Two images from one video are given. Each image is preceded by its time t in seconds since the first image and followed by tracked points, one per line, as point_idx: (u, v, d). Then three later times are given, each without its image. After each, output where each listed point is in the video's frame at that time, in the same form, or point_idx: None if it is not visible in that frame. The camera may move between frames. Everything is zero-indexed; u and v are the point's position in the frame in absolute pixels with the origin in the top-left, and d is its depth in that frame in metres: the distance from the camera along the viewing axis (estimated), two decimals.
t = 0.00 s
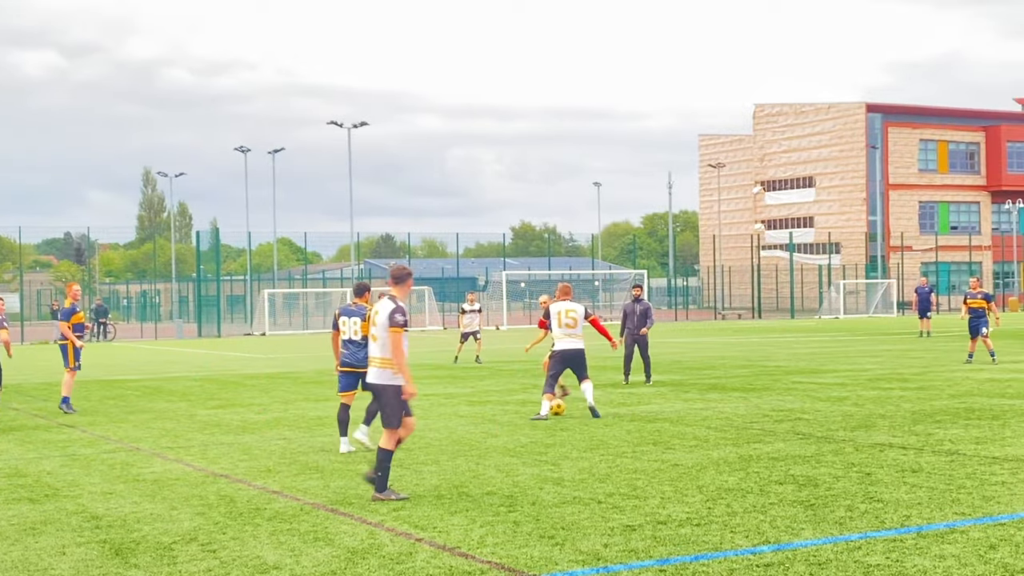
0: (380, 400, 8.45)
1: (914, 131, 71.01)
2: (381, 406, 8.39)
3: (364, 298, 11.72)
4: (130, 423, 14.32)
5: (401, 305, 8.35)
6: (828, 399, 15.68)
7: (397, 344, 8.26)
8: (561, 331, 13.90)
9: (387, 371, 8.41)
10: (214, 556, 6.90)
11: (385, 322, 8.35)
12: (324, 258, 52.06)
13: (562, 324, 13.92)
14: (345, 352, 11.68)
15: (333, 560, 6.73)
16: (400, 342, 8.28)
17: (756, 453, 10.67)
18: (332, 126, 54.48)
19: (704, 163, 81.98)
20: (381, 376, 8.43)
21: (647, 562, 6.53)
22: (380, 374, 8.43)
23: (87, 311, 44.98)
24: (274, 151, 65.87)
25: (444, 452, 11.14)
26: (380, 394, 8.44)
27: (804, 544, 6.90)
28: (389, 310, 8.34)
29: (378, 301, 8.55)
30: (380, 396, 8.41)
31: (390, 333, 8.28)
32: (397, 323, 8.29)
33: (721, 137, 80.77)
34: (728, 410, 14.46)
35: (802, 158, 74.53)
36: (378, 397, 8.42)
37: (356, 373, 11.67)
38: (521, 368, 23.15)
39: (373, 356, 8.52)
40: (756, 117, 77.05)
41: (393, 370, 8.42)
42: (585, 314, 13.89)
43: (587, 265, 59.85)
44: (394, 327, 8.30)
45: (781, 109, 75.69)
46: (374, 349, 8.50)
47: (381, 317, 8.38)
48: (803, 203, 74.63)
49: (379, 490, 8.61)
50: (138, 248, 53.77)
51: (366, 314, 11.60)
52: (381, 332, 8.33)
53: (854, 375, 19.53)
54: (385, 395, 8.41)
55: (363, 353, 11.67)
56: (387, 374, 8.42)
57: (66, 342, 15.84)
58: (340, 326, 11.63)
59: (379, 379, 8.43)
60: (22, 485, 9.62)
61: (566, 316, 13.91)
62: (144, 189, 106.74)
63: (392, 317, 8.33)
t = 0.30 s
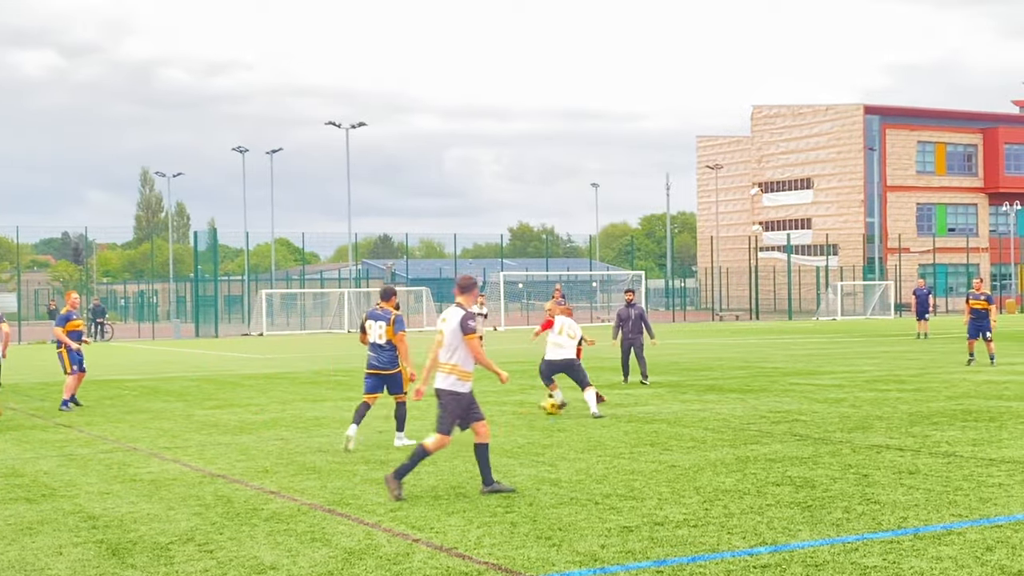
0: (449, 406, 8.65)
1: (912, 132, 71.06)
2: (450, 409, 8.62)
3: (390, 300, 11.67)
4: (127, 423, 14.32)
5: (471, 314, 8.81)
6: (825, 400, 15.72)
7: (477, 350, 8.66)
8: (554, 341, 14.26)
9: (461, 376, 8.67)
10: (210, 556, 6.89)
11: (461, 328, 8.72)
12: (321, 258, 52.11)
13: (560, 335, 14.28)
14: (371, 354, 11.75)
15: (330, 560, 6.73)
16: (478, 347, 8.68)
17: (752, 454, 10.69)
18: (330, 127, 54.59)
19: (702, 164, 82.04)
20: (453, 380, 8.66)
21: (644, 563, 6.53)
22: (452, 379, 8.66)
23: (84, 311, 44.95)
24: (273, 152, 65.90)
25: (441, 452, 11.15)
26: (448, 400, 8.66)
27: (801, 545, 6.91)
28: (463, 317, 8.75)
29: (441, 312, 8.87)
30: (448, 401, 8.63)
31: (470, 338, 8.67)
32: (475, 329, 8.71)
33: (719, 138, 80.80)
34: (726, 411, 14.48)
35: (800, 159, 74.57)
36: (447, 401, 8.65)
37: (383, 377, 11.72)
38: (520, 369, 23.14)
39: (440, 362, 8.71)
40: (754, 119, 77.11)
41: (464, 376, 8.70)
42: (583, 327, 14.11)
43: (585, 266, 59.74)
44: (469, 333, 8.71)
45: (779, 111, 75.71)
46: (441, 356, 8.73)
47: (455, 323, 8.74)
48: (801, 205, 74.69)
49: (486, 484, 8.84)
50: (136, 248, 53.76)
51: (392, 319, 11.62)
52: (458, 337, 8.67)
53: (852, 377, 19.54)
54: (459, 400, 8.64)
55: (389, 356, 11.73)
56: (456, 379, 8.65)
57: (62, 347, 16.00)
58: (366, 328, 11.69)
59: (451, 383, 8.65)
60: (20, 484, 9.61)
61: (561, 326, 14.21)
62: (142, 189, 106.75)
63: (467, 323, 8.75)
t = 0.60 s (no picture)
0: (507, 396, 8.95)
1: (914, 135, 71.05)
2: (509, 399, 8.92)
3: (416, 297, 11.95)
4: (127, 423, 14.32)
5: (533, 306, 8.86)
6: (826, 402, 15.71)
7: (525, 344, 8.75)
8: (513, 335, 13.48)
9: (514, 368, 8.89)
10: (211, 557, 6.89)
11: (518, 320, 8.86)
12: (323, 259, 52.15)
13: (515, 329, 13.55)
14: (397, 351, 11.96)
15: (330, 561, 6.73)
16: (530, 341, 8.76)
17: (753, 456, 10.69)
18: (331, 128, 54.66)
19: (703, 166, 82.02)
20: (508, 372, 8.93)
21: (645, 564, 6.53)
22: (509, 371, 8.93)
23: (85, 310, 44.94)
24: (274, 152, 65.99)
25: (442, 453, 11.15)
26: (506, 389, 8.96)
27: (802, 548, 6.90)
28: (523, 311, 8.86)
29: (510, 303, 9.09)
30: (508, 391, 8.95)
31: (522, 332, 8.78)
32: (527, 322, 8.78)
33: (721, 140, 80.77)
34: (726, 413, 14.48)
35: (802, 161, 74.52)
36: (501, 390, 8.96)
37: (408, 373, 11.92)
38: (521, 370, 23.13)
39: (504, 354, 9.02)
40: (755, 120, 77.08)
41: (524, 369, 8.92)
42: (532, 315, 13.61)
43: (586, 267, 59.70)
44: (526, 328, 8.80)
45: (780, 113, 75.67)
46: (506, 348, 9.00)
47: (515, 315, 8.92)
48: (802, 207, 74.64)
49: (489, 484, 8.85)
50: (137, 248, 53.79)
51: (419, 316, 11.89)
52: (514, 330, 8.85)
53: (852, 379, 19.55)
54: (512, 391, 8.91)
55: (413, 352, 11.93)
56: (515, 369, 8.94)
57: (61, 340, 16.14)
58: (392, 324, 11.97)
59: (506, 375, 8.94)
60: (21, 484, 9.60)
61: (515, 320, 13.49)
62: (144, 189, 106.82)
63: (526, 316, 8.84)
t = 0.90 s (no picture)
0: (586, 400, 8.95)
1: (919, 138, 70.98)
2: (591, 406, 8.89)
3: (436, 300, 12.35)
4: (130, 423, 14.34)
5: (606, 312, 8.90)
6: (829, 405, 15.70)
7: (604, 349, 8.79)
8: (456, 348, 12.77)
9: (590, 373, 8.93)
10: (214, 557, 6.89)
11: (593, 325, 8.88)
12: (326, 259, 52.15)
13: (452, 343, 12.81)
14: (419, 353, 12.21)
15: (333, 562, 6.73)
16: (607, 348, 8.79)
17: (756, 459, 10.69)
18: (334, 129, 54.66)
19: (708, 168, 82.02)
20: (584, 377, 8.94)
21: (648, 566, 6.53)
22: (581, 375, 8.95)
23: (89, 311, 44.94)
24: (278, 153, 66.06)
25: (445, 454, 11.15)
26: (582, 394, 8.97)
27: (805, 550, 6.90)
28: (597, 318, 8.88)
29: (578, 308, 9.08)
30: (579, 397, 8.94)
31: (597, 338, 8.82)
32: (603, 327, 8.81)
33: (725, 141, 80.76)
34: (729, 415, 14.48)
35: (806, 163, 74.45)
36: (577, 396, 8.98)
37: (434, 373, 12.16)
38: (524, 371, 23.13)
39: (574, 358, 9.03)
40: (760, 123, 77.07)
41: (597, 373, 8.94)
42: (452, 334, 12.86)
43: (589, 269, 59.76)
44: (601, 332, 8.84)
45: (784, 115, 75.63)
46: (576, 352, 9.01)
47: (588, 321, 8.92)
48: (806, 209, 74.57)
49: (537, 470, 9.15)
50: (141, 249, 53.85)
51: (443, 317, 12.23)
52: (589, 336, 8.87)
53: (856, 382, 19.52)
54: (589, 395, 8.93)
55: (436, 353, 12.22)
56: (587, 375, 8.94)
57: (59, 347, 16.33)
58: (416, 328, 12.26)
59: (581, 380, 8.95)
60: (25, 484, 9.60)
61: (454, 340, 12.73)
62: (149, 190, 106.95)
63: (599, 321, 8.87)
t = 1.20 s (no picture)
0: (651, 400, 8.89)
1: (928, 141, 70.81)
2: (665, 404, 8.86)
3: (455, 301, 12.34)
4: (139, 424, 14.40)
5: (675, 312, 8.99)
6: (837, 409, 15.66)
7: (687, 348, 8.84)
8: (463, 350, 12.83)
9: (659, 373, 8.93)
10: (222, 558, 6.91)
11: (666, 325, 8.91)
12: (334, 261, 52.10)
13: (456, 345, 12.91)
14: (443, 353, 12.20)
15: (341, 563, 6.74)
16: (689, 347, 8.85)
17: (765, 462, 10.67)
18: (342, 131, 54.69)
19: (716, 170, 82.00)
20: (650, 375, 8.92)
21: (655, 569, 6.52)
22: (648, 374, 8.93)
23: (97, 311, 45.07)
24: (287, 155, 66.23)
25: (452, 456, 11.15)
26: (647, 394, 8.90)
27: (813, 554, 6.88)
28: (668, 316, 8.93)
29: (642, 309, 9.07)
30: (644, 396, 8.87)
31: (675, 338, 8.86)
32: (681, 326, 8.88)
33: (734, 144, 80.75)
34: (738, 419, 14.45)
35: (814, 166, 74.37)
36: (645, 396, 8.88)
37: (458, 374, 12.20)
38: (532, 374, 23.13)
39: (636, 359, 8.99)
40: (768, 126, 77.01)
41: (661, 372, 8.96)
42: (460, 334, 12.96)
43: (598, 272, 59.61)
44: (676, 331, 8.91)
45: (793, 118, 75.56)
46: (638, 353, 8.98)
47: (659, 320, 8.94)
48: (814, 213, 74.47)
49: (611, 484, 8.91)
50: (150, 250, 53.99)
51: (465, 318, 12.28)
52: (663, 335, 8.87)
53: (864, 386, 19.48)
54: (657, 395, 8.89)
55: (463, 353, 12.25)
56: (655, 374, 8.91)
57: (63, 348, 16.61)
58: (439, 329, 12.22)
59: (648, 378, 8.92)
60: (34, 484, 9.65)
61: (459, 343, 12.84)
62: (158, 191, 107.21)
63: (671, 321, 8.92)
